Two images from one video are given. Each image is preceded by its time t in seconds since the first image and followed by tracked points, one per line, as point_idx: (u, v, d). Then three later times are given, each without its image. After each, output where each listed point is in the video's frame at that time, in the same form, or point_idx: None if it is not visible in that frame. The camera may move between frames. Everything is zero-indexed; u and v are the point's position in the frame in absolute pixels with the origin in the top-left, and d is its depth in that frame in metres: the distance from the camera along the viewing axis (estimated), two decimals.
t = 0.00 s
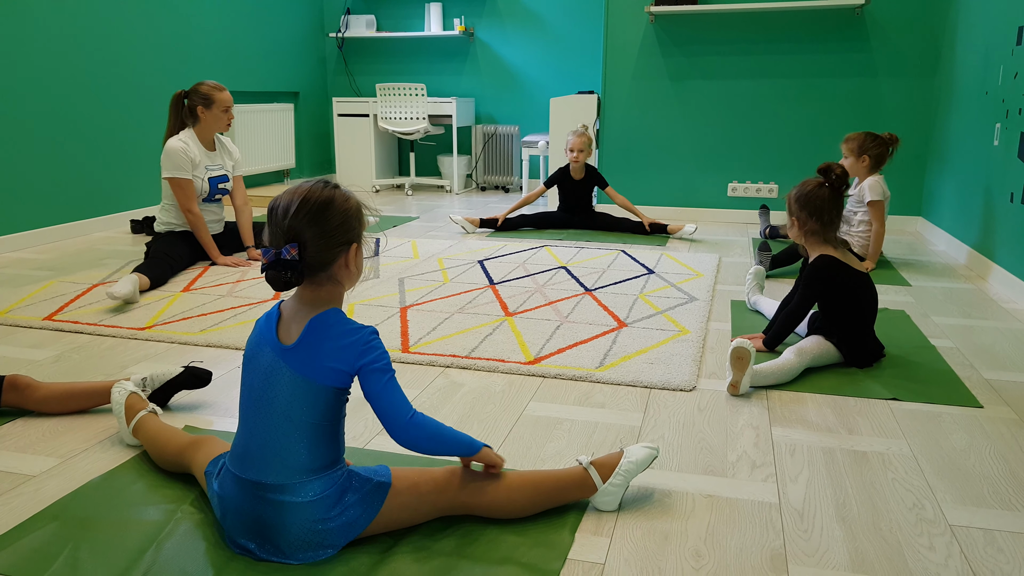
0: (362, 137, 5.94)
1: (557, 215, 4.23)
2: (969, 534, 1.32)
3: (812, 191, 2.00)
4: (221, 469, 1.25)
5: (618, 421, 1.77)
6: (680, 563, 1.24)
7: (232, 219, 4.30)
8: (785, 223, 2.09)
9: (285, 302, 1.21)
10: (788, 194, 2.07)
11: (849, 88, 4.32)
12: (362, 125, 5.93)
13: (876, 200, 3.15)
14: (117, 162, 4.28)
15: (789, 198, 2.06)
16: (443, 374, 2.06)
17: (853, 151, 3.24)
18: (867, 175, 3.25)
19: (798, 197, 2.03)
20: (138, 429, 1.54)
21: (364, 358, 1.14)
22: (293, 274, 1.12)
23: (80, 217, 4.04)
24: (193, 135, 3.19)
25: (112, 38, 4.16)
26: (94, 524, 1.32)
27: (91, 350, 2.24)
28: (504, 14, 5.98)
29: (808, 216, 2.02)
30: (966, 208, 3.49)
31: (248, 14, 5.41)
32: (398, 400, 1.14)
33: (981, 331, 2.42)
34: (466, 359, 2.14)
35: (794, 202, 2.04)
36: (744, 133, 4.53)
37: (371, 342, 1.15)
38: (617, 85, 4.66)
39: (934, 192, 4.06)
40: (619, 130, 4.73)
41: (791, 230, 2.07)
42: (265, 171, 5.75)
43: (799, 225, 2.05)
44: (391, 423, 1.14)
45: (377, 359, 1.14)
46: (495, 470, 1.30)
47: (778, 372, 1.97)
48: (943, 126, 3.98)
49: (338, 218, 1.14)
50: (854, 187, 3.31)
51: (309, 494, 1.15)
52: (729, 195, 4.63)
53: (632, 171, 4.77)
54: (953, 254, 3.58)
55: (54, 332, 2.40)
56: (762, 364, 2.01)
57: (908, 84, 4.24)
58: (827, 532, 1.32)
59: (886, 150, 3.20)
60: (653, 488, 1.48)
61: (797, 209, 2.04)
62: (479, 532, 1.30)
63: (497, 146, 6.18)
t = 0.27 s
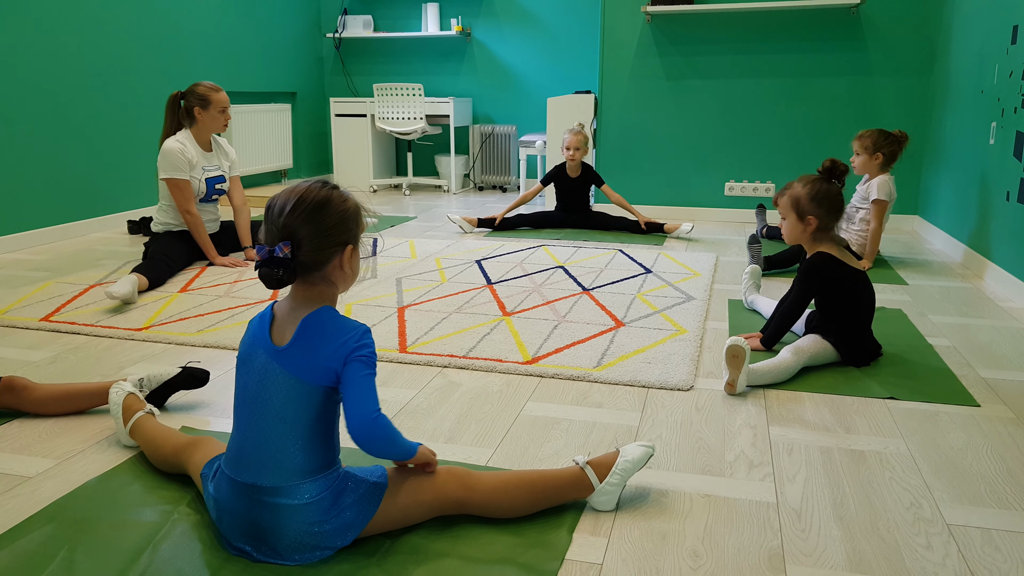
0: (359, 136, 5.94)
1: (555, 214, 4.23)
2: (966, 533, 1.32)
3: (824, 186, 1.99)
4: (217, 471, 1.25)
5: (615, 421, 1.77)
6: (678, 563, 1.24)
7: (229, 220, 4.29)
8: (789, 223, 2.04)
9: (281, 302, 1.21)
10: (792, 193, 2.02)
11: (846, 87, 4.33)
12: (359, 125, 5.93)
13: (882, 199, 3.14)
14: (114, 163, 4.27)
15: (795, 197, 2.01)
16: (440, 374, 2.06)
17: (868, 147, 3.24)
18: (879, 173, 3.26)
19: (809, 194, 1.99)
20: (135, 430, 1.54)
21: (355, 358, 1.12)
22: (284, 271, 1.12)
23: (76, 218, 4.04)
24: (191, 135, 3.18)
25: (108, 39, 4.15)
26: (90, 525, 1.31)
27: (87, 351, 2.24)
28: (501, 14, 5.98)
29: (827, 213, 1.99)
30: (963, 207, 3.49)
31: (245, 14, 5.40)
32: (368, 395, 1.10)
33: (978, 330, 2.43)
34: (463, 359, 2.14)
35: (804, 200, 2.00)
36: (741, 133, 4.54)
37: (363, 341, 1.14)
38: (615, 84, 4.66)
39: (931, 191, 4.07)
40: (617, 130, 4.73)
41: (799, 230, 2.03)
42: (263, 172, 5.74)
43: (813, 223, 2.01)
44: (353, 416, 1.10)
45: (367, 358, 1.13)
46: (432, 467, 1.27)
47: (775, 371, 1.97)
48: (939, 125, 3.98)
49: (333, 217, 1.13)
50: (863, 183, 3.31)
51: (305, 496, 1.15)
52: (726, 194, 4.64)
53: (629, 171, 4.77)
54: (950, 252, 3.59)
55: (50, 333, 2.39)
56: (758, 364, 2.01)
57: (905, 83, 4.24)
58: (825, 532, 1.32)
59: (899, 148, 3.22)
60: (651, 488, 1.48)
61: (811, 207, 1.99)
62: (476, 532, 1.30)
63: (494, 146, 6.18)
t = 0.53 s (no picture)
0: (358, 136, 5.93)
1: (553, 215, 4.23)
2: (963, 535, 1.32)
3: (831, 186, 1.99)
4: (213, 472, 1.25)
5: (613, 422, 1.77)
6: (675, 564, 1.24)
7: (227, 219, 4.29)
8: (807, 229, 1.99)
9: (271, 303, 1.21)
10: (808, 199, 1.97)
11: (845, 90, 4.33)
12: (358, 125, 5.93)
13: (877, 201, 3.14)
14: (112, 162, 4.26)
15: (812, 202, 1.97)
16: (438, 374, 2.06)
17: (870, 148, 3.24)
18: (878, 175, 3.26)
19: (825, 196, 1.97)
20: (132, 428, 1.53)
21: (349, 357, 1.12)
22: (271, 272, 1.12)
23: (74, 216, 4.03)
24: (191, 134, 3.18)
25: (107, 37, 4.15)
26: (87, 524, 1.31)
27: (85, 349, 2.23)
28: (500, 14, 5.98)
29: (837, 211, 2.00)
30: (961, 209, 3.50)
31: (244, 13, 5.39)
32: (361, 397, 1.11)
33: (976, 332, 2.43)
34: (461, 359, 2.14)
35: (821, 203, 1.97)
36: (740, 134, 4.54)
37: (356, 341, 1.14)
38: (614, 85, 4.66)
39: (929, 194, 4.08)
40: (615, 131, 4.73)
41: (816, 233, 2.00)
42: (261, 171, 5.73)
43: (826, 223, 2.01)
44: (344, 419, 1.11)
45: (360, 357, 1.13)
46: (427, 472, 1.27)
47: (773, 372, 1.97)
48: (937, 127, 3.99)
49: (323, 217, 1.13)
50: (861, 185, 3.31)
51: (301, 497, 1.15)
52: (725, 196, 4.64)
53: (628, 172, 4.78)
54: (947, 255, 3.59)
55: (48, 332, 2.39)
56: (756, 365, 2.01)
57: (903, 86, 4.25)
58: (822, 534, 1.32)
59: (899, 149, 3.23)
60: (649, 489, 1.48)
61: (827, 209, 1.98)
62: (473, 532, 1.30)
63: (493, 146, 6.18)
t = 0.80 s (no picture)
0: (359, 135, 5.93)
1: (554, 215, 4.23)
2: (962, 539, 1.32)
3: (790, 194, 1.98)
4: (212, 470, 1.25)
5: (613, 423, 1.77)
6: (674, 566, 1.24)
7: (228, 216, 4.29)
8: (785, 241, 1.97)
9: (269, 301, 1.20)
10: (773, 213, 1.95)
11: (846, 92, 4.33)
12: (359, 123, 5.93)
13: (877, 204, 3.16)
14: (113, 158, 4.26)
15: (779, 215, 1.95)
16: (438, 373, 2.06)
17: (864, 153, 3.23)
18: (874, 179, 3.25)
19: (788, 205, 1.95)
20: (132, 426, 1.53)
21: (349, 355, 1.12)
22: (271, 271, 1.11)
23: (75, 213, 4.03)
24: (192, 131, 3.17)
25: (109, 34, 4.14)
26: (86, 521, 1.31)
27: (85, 346, 2.23)
28: (502, 14, 5.98)
29: (805, 215, 1.99)
30: (962, 213, 3.50)
31: (246, 11, 5.39)
32: (366, 396, 1.11)
33: (976, 335, 2.43)
34: (461, 358, 2.14)
35: (788, 213, 1.95)
36: (741, 136, 4.54)
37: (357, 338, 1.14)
38: (615, 86, 4.66)
39: (931, 197, 4.07)
40: (617, 131, 4.73)
41: (794, 242, 1.98)
42: (262, 169, 5.73)
43: (801, 229, 1.99)
44: (352, 419, 1.12)
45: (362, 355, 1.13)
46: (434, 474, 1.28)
47: (773, 370, 1.97)
48: (939, 130, 3.99)
49: (323, 216, 1.13)
50: (859, 188, 3.31)
51: (301, 496, 1.14)
52: (726, 197, 4.64)
53: (629, 173, 4.77)
54: (948, 258, 3.59)
55: (48, 328, 2.39)
56: (756, 364, 2.00)
57: (905, 88, 4.25)
58: (821, 537, 1.32)
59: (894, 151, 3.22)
60: (648, 490, 1.48)
61: (795, 216, 1.96)
62: (472, 533, 1.30)
63: (494, 146, 6.18)
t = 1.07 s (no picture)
0: (359, 134, 5.93)
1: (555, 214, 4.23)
2: (964, 537, 1.32)
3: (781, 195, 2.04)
4: (214, 470, 1.25)
5: (614, 421, 1.77)
6: (676, 565, 1.23)
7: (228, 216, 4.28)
8: (778, 240, 2.03)
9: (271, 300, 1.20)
10: (763, 215, 2.02)
11: (847, 90, 4.33)
12: (359, 122, 5.92)
13: (876, 202, 3.15)
14: (113, 158, 4.25)
15: (768, 217, 2.01)
16: (439, 372, 2.06)
17: (857, 151, 3.23)
18: (870, 176, 3.25)
19: (778, 206, 2.01)
20: (134, 425, 1.53)
21: (351, 354, 1.12)
22: (272, 270, 1.11)
23: (75, 212, 4.02)
24: (192, 131, 3.17)
25: (108, 34, 4.14)
26: (87, 521, 1.31)
27: (85, 346, 2.23)
28: (502, 12, 5.97)
29: (798, 213, 2.03)
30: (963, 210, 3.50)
31: (246, 11, 5.39)
32: (369, 396, 1.11)
33: (977, 333, 2.43)
34: (462, 357, 2.14)
35: (778, 213, 2.01)
36: (742, 134, 4.53)
37: (359, 338, 1.13)
38: (616, 84, 4.66)
39: (931, 195, 4.07)
40: (617, 130, 4.73)
41: (789, 240, 2.03)
42: (262, 168, 5.73)
43: (796, 227, 2.03)
44: (354, 419, 1.11)
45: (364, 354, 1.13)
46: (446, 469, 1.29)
47: (775, 366, 1.97)
48: (940, 128, 3.99)
49: (325, 216, 1.13)
50: (855, 187, 3.30)
51: (302, 495, 1.14)
52: (726, 196, 4.63)
53: (629, 171, 4.77)
54: (948, 256, 3.59)
55: (49, 328, 2.39)
56: (756, 360, 2.01)
57: (906, 86, 4.25)
58: (823, 535, 1.32)
59: (888, 149, 3.21)
60: (650, 488, 1.48)
61: (785, 215, 2.01)
62: (473, 532, 1.30)
63: (494, 144, 6.18)
